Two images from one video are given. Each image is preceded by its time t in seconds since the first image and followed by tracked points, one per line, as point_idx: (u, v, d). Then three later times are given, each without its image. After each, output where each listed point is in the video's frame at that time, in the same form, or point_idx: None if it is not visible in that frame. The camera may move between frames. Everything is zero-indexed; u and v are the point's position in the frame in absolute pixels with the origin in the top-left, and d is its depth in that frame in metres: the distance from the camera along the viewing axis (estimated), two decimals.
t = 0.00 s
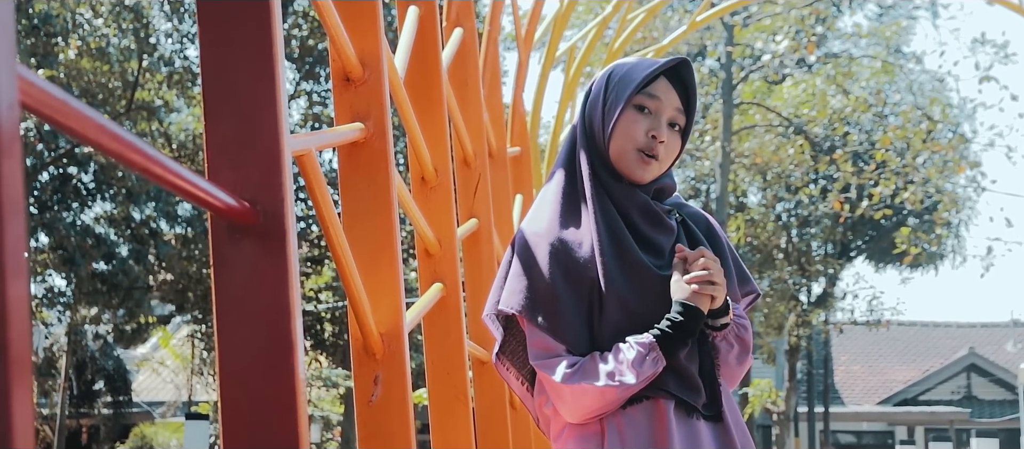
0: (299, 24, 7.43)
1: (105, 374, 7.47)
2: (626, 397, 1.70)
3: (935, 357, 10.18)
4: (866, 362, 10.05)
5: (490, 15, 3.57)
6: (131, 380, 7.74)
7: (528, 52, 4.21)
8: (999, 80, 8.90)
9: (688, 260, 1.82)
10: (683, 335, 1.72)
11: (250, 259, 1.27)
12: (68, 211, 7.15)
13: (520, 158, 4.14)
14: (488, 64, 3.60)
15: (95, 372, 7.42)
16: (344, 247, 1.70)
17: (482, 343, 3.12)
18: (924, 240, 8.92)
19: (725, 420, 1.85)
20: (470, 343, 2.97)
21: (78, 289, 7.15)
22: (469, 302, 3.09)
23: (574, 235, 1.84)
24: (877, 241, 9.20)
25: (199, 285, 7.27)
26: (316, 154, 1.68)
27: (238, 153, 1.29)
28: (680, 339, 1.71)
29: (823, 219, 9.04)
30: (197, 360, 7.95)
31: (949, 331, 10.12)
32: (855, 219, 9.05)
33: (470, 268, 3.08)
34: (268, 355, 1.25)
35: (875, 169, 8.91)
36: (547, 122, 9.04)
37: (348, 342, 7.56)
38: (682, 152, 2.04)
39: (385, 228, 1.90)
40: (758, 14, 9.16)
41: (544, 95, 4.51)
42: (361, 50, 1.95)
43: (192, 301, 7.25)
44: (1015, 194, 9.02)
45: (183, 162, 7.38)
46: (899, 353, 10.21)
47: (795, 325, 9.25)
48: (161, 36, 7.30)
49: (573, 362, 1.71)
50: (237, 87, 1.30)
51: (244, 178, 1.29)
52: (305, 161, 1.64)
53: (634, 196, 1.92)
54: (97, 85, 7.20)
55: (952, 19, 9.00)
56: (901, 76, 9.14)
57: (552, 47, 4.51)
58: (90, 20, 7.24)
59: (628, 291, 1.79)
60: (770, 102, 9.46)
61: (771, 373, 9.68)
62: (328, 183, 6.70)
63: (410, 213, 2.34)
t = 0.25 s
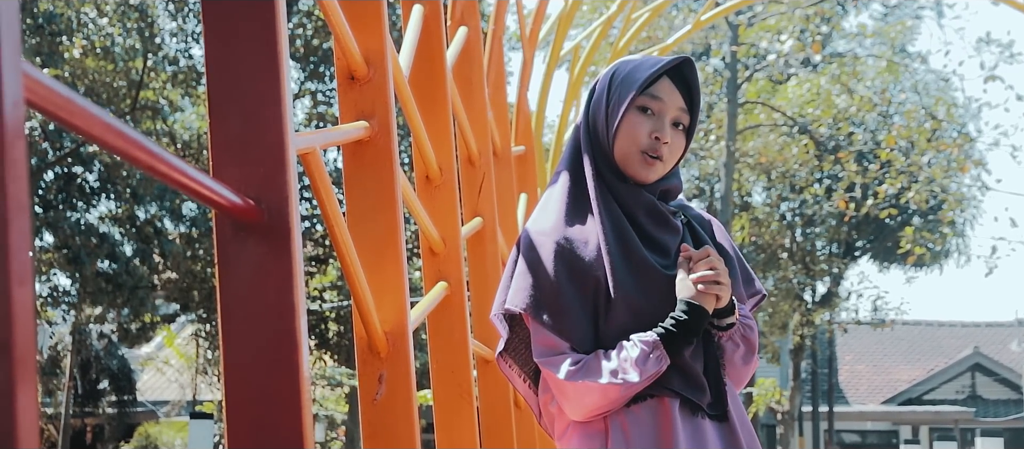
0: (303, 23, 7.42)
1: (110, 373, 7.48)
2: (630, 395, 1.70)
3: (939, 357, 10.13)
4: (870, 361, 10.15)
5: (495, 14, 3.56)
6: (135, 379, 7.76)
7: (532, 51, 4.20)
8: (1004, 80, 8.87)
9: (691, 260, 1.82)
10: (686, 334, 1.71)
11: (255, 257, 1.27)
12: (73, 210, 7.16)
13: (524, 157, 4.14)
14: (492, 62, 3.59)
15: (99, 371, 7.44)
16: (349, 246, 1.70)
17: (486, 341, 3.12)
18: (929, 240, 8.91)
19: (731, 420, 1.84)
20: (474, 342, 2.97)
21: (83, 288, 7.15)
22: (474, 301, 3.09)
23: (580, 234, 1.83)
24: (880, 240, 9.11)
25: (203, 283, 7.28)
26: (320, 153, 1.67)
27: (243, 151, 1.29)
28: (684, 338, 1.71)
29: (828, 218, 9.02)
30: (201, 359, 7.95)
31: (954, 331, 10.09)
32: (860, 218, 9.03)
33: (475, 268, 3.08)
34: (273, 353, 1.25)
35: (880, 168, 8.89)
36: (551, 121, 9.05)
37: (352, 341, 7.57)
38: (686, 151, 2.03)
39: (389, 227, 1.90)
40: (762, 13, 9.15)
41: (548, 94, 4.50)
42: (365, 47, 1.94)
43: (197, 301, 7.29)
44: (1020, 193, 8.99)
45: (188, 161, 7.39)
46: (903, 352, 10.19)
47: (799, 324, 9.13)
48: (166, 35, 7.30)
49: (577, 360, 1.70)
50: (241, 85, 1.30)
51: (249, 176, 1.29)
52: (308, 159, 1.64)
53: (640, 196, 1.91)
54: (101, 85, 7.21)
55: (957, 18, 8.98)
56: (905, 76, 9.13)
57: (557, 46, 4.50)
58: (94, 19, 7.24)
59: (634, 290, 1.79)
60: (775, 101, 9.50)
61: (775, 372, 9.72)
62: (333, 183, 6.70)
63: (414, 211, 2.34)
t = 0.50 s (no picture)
0: (309, 22, 7.43)
1: (116, 373, 7.49)
2: (631, 395, 1.69)
3: (945, 357, 10.03)
4: (876, 361, 10.11)
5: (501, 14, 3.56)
6: (141, 378, 7.77)
7: (538, 51, 4.20)
8: (1011, 79, 8.83)
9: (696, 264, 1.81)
10: (690, 334, 1.71)
11: (261, 256, 1.27)
12: (79, 210, 7.17)
13: (530, 156, 4.14)
14: (498, 61, 3.58)
15: (105, 370, 7.45)
16: (355, 245, 1.70)
17: (493, 340, 3.12)
18: (934, 239, 8.89)
19: (740, 423, 1.84)
20: (480, 341, 2.97)
21: (88, 287, 7.17)
22: (480, 300, 3.09)
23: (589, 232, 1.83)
24: (887, 240, 9.18)
25: (209, 283, 7.28)
26: (327, 151, 1.67)
27: (249, 149, 1.29)
28: (689, 338, 1.71)
29: (834, 217, 9.01)
30: (207, 358, 7.97)
31: (960, 331, 10.02)
32: (865, 218, 9.01)
33: (481, 267, 3.08)
34: (279, 351, 1.25)
35: (886, 168, 8.87)
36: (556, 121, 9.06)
37: (357, 341, 7.57)
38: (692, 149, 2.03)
39: (396, 226, 1.90)
40: (768, 13, 9.14)
41: (554, 94, 4.49)
42: (372, 47, 1.94)
43: (202, 300, 7.30)
44: None
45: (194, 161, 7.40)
46: (909, 352, 10.12)
47: (805, 324, 9.17)
48: (172, 35, 7.32)
49: (579, 359, 1.70)
50: (248, 83, 1.30)
51: (256, 174, 1.29)
52: (315, 157, 1.64)
53: (652, 197, 1.92)
54: (107, 84, 7.22)
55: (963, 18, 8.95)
56: (911, 76, 9.10)
57: (562, 46, 4.50)
58: (100, 18, 7.25)
59: (645, 289, 1.78)
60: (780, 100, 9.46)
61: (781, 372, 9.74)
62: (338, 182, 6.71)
63: (420, 210, 2.34)
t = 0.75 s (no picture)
0: (316, 22, 7.43)
1: (124, 372, 7.49)
2: (634, 392, 1.69)
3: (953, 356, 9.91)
4: (884, 359, 10.13)
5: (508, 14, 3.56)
6: (150, 378, 7.78)
7: (546, 49, 4.19)
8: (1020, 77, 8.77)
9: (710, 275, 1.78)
10: (690, 329, 1.68)
11: (269, 255, 1.27)
12: (87, 209, 7.18)
13: (538, 155, 4.14)
14: (505, 60, 3.58)
15: (114, 370, 7.45)
16: (364, 244, 1.70)
17: (503, 341, 3.11)
18: (943, 237, 8.86)
19: (749, 422, 1.84)
20: (488, 340, 2.97)
21: (96, 286, 7.18)
22: (488, 300, 3.10)
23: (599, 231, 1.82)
24: (896, 238, 9.10)
25: (216, 282, 7.29)
26: (335, 150, 1.67)
27: (258, 148, 1.29)
28: (691, 335, 1.68)
29: (841, 216, 8.99)
30: (215, 357, 7.98)
31: (969, 330, 9.97)
32: (873, 216, 8.97)
33: (489, 267, 3.09)
34: (287, 350, 1.25)
35: (894, 167, 8.84)
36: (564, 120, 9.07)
37: (365, 340, 7.56)
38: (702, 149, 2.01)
39: (403, 225, 1.90)
40: (775, 11, 9.11)
41: (561, 93, 4.49)
42: (379, 46, 1.94)
43: (210, 299, 7.31)
44: None
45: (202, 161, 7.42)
46: (917, 351, 10.12)
47: (812, 322, 9.10)
48: (180, 34, 7.32)
49: (581, 355, 1.72)
50: (256, 83, 1.30)
51: (264, 173, 1.28)
52: (323, 156, 1.63)
53: (663, 197, 1.91)
54: (115, 84, 7.24)
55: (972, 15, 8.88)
56: (920, 75, 9.07)
57: (570, 45, 4.49)
58: (108, 18, 7.26)
59: (656, 290, 1.77)
60: (788, 99, 9.42)
61: (789, 371, 9.74)
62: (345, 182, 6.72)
63: (428, 208, 2.33)
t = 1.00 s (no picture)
0: (321, 22, 7.44)
1: (128, 372, 7.50)
2: (633, 392, 1.68)
3: (957, 356, 9.89)
4: (888, 360, 10.02)
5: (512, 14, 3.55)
6: (154, 377, 7.79)
7: (550, 49, 4.18)
8: None
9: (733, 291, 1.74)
10: (686, 332, 1.65)
11: (274, 254, 1.26)
12: (92, 209, 7.20)
13: (542, 155, 4.13)
14: (510, 60, 3.57)
15: (118, 370, 7.47)
16: (368, 244, 1.69)
17: (507, 341, 3.10)
18: (947, 238, 8.83)
19: (753, 423, 1.84)
20: (493, 341, 2.97)
21: (100, 286, 7.21)
22: (492, 300, 3.10)
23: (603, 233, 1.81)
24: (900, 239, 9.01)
25: (220, 282, 7.30)
26: (340, 149, 1.66)
27: (262, 148, 1.29)
28: (690, 337, 1.66)
29: (846, 216, 8.97)
30: (219, 357, 7.99)
31: (973, 331, 9.94)
32: (878, 217, 8.93)
33: (493, 267, 3.09)
34: (292, 349, 1.25)
35: (899, 167, 8.82)
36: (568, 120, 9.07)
37: (369, 340, 7.56)
38: (706, 153, 2.00)
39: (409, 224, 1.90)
40: (780, 11, 9.09)
41: (565, 93, 4.48)
42: (384, 45, 1.93)
43: (214, 299, 7.33)
44: None
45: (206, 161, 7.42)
46: (921, 352, 10.06)
47: (816, 324, 9.10)
48: (184, 35, 7.34)
49: (579, 355, 1.71)
50: (260, 83, 1.29)
51: (269, 171, 1.28)
52: (327, 155, 1.62)
53: (667, 201, 1.90)
54: (120, 84, 7.27)
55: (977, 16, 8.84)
56: (924, 75, 9.04)
57: (574, 45, 4.49)
58: (113, 17, 7.27)
59: (660, 292, 1.76)
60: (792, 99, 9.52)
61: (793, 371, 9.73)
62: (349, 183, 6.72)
63: (432, 208, 2.33)
